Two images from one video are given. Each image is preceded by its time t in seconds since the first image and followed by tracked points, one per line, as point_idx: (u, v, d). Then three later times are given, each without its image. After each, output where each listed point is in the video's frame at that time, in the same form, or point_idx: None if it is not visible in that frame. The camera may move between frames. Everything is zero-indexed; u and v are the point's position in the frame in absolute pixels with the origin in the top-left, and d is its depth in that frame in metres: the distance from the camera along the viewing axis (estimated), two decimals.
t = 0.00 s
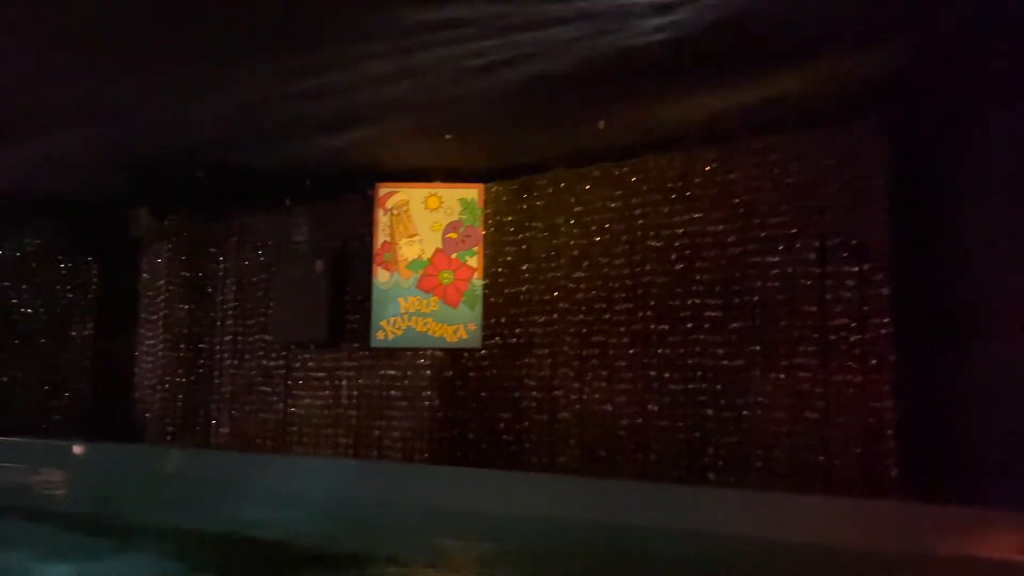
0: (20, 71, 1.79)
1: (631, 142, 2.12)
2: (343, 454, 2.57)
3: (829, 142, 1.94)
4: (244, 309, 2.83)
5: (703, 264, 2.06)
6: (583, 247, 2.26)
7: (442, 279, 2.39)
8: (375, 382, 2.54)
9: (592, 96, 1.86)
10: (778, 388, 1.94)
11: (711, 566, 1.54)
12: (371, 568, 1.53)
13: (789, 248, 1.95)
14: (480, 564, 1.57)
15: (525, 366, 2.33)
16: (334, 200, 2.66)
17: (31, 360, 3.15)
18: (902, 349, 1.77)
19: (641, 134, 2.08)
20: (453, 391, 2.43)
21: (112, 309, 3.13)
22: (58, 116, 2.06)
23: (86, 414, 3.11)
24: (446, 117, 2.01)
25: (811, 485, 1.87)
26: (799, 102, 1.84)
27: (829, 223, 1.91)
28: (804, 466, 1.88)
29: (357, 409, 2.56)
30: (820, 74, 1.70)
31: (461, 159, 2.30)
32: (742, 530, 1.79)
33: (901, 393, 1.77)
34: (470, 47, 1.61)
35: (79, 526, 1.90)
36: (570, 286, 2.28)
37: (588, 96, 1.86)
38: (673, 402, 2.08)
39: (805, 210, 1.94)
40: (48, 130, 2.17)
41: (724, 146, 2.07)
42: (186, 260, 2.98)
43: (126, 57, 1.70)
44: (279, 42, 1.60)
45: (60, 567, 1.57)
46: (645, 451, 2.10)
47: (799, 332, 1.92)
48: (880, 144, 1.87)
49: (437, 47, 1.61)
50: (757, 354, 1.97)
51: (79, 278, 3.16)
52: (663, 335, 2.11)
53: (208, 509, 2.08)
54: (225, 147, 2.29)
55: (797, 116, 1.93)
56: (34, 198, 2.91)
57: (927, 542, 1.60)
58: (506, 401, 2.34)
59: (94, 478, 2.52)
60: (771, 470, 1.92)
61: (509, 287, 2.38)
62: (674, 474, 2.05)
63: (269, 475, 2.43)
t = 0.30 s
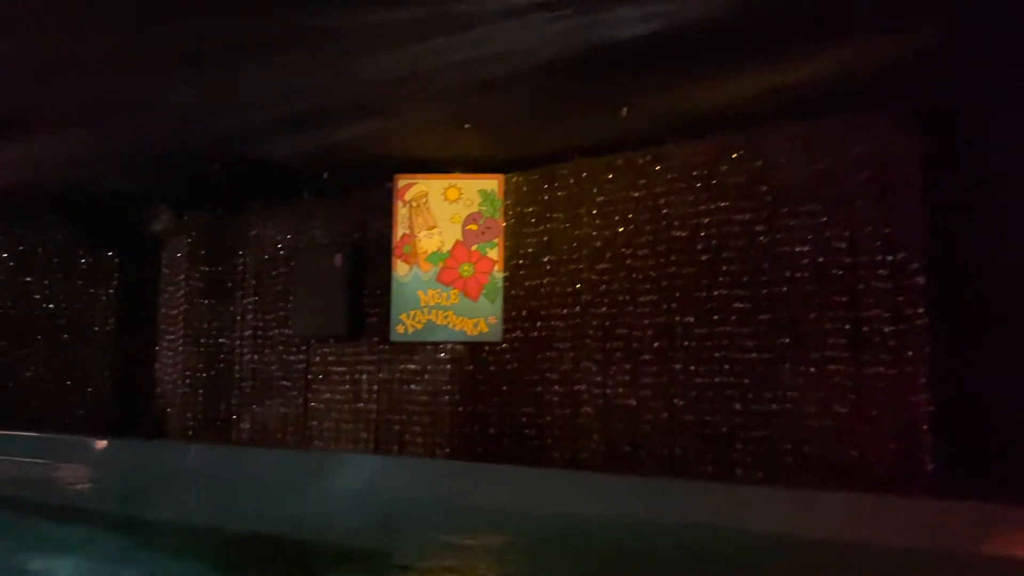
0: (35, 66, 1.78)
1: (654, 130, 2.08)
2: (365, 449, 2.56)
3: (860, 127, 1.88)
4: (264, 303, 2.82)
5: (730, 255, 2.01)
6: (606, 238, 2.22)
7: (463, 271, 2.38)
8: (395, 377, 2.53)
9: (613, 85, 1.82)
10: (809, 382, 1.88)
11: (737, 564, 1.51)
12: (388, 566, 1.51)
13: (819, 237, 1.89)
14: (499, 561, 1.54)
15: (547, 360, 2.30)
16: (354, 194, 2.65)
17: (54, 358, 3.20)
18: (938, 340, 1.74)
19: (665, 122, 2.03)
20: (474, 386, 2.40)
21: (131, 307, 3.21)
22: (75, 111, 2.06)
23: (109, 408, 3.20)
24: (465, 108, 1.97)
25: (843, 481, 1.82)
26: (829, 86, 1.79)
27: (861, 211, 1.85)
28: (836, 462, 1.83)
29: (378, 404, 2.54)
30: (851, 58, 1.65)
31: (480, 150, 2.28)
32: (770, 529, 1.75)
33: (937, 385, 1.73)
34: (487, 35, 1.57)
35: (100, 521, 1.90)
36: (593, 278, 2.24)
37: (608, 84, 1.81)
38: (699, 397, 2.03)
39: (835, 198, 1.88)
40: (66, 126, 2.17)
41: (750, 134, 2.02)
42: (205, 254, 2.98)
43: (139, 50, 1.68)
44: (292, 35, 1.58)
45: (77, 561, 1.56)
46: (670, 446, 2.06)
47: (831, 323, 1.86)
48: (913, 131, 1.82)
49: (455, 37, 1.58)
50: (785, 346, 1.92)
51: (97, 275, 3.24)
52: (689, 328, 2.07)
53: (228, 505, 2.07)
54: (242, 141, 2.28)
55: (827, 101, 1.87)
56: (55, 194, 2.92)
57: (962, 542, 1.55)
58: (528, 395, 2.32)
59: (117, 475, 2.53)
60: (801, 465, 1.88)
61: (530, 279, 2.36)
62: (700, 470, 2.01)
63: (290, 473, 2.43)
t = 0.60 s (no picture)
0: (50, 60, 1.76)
1: (679, 120, 2.03)
2: (384, 445, 2.54)
3: (894, 114, 1.83)
4: (282, 298, 2.80)
5: (757, 247, 1.97)
6: (629, 230, 2.18)
7: (483, 265, 2.36)
8: (414, 373, 2.50)
9: (635, 75, 1.78)
10: (839, 377, 1.84)
11: (768, 565, 1.47)
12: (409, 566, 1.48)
13: (849, 227, 1.85)
14: (522, 561, 1.51)
15: (569, 355, 2.27)
16: (373, 188, 2.63)
17: (75, 355, 3.20)
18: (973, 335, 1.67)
19: (689, 111, 1.98)
20: (494, 381, 2.37)
21: (149, 302, 3.22)
22: (91, 105, 2.04)
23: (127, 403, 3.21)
24: (484, 98, 1.94)
25: (877, 479, 1.77)
26: (861, 72, 1.73)
27: (893, 201, 1.80)
28: (869, 459, 1.79)
29: (397, 399, 2.52)
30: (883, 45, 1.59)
31: (501, 141, 2.24)
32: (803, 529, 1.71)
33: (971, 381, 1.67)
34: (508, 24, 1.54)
35: (118, 519, 1.88)
36: (616, 271, 2.20)
37: (632, 72, 1.77)
38: (725, 393, 1.99)
39: (866, 188, 1.83)
40: (82, 120, 2.15)
41: (778, 122, 1.98)
42: (224, 249, 2.97)
43: (154, 42, 1.66)
44: (308, 25, 1.56)
45: (94, 560, 1.55)
46: (696, 443, 2.02)
47: (863, 316, 1.82)
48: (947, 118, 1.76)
49: (474, 25, 1.55)
50: (815, 341, 1.88)
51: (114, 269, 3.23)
52: (715, 322, 2.02)
53: (247, 503, 2.05)
54: (258, 134, 2.25)
55: (857, 88, 1.82)
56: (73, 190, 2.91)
57: (1002, 544, 1.50)
58: (550, 390, 2.28)
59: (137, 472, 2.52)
60: (832, 463, 1.83)
61: (551, 273, 2.33)
62: (727, 467, 1.97)
63: (311, 469, 2.40)
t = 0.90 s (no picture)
0: (69, 48, 1.73)
1: (708, 107, 1.98)
2: (405, 443, 2.51)
3: (933, 99, 1.76)
4: (303, 294, 2.79)
5: (790, 238, 1.91)
6: (656, 223, 2.13)
7: (505, 260, 2.33)
8: (436, 370, 2.47)
9: (665, 59, 1.73)
10: (876, 373, 1.78)
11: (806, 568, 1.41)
12: (432, 566, 1.44)
13: (887, 217, 1.78)
14: (549, 562, 1.47)
15: (595, 351, 2.22)
16: (395, 182, 2.60)
17: (95, 348, 3.24)
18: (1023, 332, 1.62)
19: (719, 98, 1.92)
20: (518, 378, 2.34)
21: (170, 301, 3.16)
22: (109, 96, 2.01)
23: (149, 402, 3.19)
24: (509, 86, 1.90)
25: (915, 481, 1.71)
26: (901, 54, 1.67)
27: (933, 191, 1.73)
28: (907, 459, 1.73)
29: (419, 397, 2.49)
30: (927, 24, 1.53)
31: (524, 132, 2.20)
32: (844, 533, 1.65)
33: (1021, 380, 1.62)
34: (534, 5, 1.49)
35: (138, 518, 1.86)
36: (643, 265, 2.15)
37: (661, 58, 1.72)
38: (756, 390, 1.94)
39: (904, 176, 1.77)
40: (101, 112, 2.13)
41: (811, 109, 1.92)
42: (244, 244, 2.96)
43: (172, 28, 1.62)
44: (329, 7, 1.52)
45: (113, 557, 1.53)
46: (725, 441, 1.97)
47: (901, 310, 1.75)
48: (993, 104, 1.70)
49: (499, 6, 1.50)
50: (850, 336, 1.81)
51: (138, 266, 3.25)
52: (745, 316, 1.97)
53: (267, 503, 2.02)
54: (278, 126, 2.22)
55: (894, 71, 1.76)
56: (95, 184, 2.90)
57: None
58: (575, 387, 2.24)
59: (157, 470, 2.50)
60: (868, 462, 1.77)
61: (575, 267, 2.29)
62: (758, 466, 1.92)
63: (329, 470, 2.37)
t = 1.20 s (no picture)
0: (81, 43, 1.71)
1: (732, 99, 1.94)
2: (423, 440, 2.50)
3: (966, 86, 1.71)
4: (320, 290, 2.78)
5: (816, 232, 1.87)
6: (678, 217, 2.10)
7: (523, 255, 2.31)
8: (453, 367, 2.45)
9: (687, 51, 1.69)
10: (906, 370, 1.73)
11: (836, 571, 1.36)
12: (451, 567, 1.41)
13: (918, 209, 1.73)
14: (569, 564, 1.43)
15: (615, 347, 2.19)
16: (412, 177, 2.58)
17: (112, 347, 3.33)
18: None
19: (743, 88, 1.88)
20: (536, 375, 2.31)
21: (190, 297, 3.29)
22: (123, 92, 1.99)
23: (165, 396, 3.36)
24: (526, 79, 1.86)
25: (947, 482, 1.66)
26: (933, 41, 1.61)
27: (965, 183, 1.68)
28: (939, 458, 1.68)
29: (436, 394, 2.48)
30: (961, 10, 1.47)
31: (543, 125, 2.17)
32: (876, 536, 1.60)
33: None
34: None
35: (154, 518, 1.84)
36: (665, 260, 2.11)
37: (683, 50, 1.68)
38: (781, 387, 1.90)
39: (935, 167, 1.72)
40: (116, 108, 2.11)
41: (838, 100, 1.87)
42: (261, 241, 2.96)
43: (185, 22, 1.59)
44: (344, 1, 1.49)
45: (126, 557, 1.51)
46: (750, 439, 1.93)
47: (933, 305, 1.70)
48: None
49: None
50: (879, 331, 1.77)
51: (156, 264, 3.37)
52: (770, 312, 1.93)
53: (285, 502, 2.00)
54: (293, 120, 2.19)
55: (925, 59, 1.71)
56: (111, 181, 2.89)
57: None
58: (594, 384, 2.21)
59: (175, 468, 2.49)
60: (897, 462, 1.72)
61: (595, 262, 2.25)
62: (783, 465, 1.87)
63: (349, 469, 2.36)
